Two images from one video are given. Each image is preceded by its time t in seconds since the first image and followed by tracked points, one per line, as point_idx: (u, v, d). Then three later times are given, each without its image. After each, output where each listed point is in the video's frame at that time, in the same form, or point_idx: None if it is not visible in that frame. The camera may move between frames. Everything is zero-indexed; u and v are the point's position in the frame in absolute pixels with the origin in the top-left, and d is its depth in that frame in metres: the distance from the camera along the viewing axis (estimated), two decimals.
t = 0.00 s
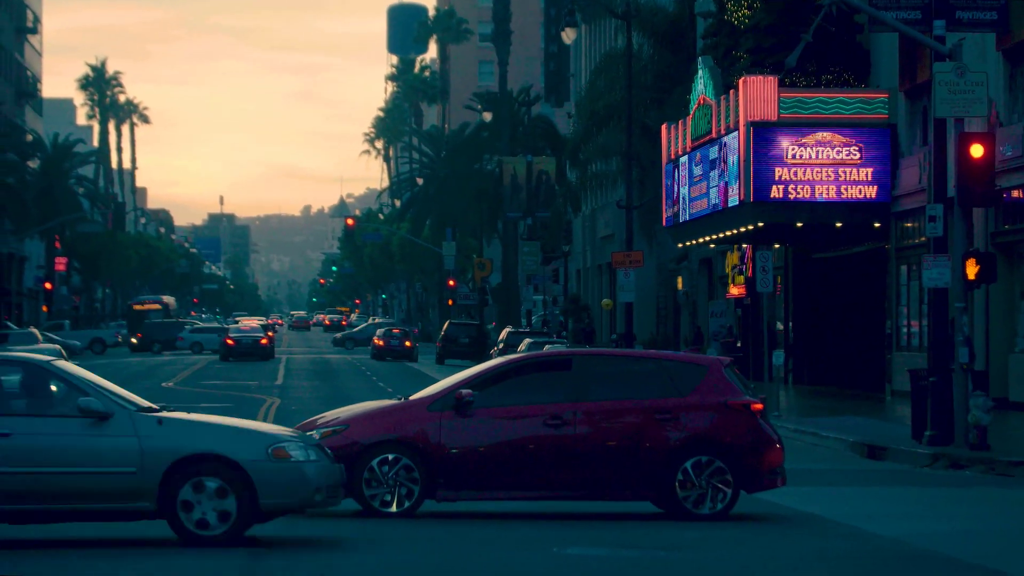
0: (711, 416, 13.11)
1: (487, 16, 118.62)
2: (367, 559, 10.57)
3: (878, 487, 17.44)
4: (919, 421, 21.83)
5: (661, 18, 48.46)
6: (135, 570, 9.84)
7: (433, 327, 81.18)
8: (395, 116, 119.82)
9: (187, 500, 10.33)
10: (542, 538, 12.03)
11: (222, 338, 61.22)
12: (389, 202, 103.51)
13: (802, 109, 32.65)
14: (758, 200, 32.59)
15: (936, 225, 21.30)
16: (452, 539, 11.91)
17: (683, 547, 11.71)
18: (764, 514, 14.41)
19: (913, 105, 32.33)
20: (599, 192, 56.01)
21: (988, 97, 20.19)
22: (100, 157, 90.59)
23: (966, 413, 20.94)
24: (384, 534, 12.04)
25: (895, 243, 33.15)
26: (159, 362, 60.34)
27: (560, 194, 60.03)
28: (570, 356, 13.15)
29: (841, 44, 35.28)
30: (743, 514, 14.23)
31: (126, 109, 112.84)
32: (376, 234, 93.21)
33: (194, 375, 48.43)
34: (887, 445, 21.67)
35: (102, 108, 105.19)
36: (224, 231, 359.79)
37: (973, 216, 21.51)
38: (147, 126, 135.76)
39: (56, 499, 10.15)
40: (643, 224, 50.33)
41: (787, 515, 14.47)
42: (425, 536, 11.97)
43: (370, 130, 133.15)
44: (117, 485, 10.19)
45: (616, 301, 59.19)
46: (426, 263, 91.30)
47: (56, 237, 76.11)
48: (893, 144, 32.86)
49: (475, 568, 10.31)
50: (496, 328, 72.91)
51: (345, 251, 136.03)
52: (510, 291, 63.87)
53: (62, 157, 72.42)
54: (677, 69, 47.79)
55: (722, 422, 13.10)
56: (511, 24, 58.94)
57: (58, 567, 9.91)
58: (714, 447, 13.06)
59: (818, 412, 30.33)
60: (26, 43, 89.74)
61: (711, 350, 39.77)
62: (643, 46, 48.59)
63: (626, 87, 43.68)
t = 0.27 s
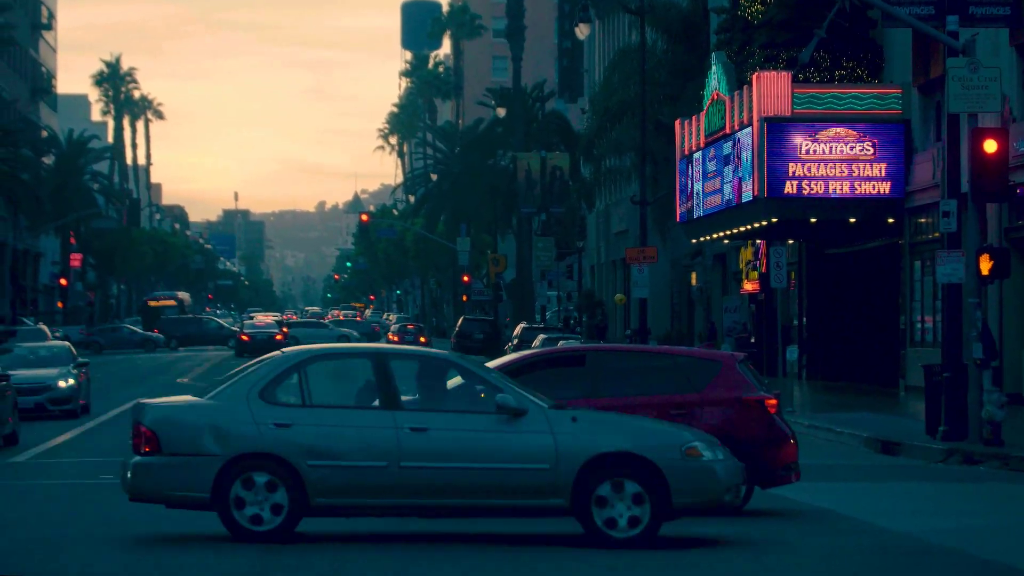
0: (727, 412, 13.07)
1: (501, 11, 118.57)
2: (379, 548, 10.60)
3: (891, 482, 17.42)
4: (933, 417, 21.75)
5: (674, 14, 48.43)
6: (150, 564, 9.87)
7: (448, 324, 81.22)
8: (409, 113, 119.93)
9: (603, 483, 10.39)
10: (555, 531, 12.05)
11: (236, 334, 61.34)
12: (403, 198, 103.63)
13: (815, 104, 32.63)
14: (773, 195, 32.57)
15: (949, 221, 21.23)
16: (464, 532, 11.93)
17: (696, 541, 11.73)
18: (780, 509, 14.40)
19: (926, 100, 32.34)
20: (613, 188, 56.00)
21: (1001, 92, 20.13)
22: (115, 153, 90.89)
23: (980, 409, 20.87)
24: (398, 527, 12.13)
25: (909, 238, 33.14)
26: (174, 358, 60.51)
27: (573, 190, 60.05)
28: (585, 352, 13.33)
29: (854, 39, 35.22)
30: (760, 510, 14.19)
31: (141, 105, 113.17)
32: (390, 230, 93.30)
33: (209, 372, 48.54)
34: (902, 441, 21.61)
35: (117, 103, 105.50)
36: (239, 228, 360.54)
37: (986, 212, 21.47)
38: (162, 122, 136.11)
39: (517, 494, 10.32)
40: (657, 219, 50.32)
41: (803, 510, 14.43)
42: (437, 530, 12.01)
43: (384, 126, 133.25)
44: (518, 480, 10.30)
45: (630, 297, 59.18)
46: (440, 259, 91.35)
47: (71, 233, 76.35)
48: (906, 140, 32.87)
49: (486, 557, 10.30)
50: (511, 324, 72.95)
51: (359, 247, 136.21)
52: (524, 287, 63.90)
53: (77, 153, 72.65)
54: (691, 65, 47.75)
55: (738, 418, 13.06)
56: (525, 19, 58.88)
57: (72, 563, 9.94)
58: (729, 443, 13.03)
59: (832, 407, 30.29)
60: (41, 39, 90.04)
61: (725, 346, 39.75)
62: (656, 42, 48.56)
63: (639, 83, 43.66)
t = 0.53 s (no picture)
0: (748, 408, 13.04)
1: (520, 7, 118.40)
2: (398, 552, 10.65)
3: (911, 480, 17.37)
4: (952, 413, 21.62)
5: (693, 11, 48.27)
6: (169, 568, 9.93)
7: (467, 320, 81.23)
8: (428, 109, 119.94)
9: (1014, 493, 10.89)
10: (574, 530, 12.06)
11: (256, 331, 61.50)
12: (422, 195, 103.66)
13: (835, 100, 32.66)
14: (790, 191, 32.43)
15: (968, 217, 21.09)
16: (482, 532, 11.97)
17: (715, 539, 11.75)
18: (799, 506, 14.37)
19: (946, 97, 31.92)
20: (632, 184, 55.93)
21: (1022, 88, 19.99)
22: (134, 150, 91.12)
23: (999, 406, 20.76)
24: (417, 527, 12.17)
25: (928, 234, 32.95)
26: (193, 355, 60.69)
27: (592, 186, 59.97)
28: (604, 348, 13.15)
29: (874, 35, 35.12)
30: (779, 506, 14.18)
31: (160, 101, 113.44)
32: (409, 227, 93.35)
33: (228, 368, 48.72)
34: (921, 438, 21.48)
35: (136, 100, 105.78)
36: (258, 224, 361.30)
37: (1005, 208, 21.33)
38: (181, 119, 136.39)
39: (828, 494, 10.71)
40: (676, 215, 50.25)
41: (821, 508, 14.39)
42: (457, 529, 12.06)
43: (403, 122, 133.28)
44: (928, 480, 10.79)
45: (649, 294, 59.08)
46: (459, 255, 91.37)
47: (90, 230, 76.63)
48: (925, 137, 32.58)
49: (503, 560, 10.30)
50: (529, 320, 72.94)
51: (379, 243, 136.29)
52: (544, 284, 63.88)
53: (97, 150, 72.88)
54: (709, 61, 47.60)
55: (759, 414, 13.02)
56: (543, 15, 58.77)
57: (88, 566, 10.01)
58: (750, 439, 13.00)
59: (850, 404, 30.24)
60: (61, 36, 90.33)
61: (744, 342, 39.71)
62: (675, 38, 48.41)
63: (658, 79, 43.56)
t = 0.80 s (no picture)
0: (768, 406, 13.17)
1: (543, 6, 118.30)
2: (428, 548, 10.81)
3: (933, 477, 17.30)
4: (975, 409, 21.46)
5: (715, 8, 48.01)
6: (197, 565, 10.00)
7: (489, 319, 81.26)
8: (450, 107, 120.05)
9: None
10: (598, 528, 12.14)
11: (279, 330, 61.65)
12: (445, 193, 103.69)
13: (857, 99, 32.54)
14: (814, 189, 32.39)
15: (991, 215, 20.95)
16: (507, 529, 12.03)
17: (740, 537, 11.73)
18: (820, 504, 14.41)
19: (967, 95, 31.79)
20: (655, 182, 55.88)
21: None
22: (157, 148, 91.45)
23: None
24: (440, 524, 12.23)
25: (950, 232, 32.77)
26: (217, 353, 60.89)
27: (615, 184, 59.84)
28: (626, 347, 13.20)
29: (896, 33, 34.96)
30: (801, 504, 14.23)
31: (183, 100, 113.82)
32: (432, 226, 93.44)
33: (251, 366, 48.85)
34: (943, 436, 21.40)
35: (159, 98, 106.17)
36: (282, 222, 362.51)
37: None
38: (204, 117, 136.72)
39: None
40: (698, 214, 50.13)
41: (843, 505, 14.41)
42: (480, 527, 12.04)
43: (426, 121, 133.49)
44: None
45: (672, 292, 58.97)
46: (481, 253, 91.41)
47: (114, 228, 76.95)
48: (948, 135, 32.37)
49: (530, 557, 10.38)
50: (552, 319, 72.93)
51: (402, 242, 136.48)
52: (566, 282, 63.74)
53: (120, 149, 73.19)
54: (732, 59, 47.40)
55: (779, 412, 13.17)
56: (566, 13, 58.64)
57: (116, 564, 10.07)
58: (770, 437, 13.14)
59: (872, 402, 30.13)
60: (84, 35, 90.75)
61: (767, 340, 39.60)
62: (698, 36, 48.17)
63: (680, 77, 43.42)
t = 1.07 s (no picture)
0: (793, 407, 13.13)
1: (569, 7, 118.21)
2: (457, 550, 10.88)
3: (958, 478, 17.22)
4: (1001, 410, 21.34)
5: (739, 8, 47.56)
6: (225, 565, 10.04)
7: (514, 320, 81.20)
8: (476, 109, 120.16)
9: None
10: (623, 530, 12.12)
11: (305, 331, 61.80)
12: (471, 195, 103.78)
13: (882, 99, 32.39)
14: (840, 190, 32.24)
15: (1018, 215, 20.82)
16: (532, 530, 12.03)
17: (766, 538, 11.68)
18: (845, 504, 14.36)
19: (993, 96, 31.58)
20: (680, 183, 55.75)
21: None
22: (183, 150, 91.82)
23: None
24: (465, 525, 12.23)
25: (976, 233, 32.55)
26: (244, 355, 61.09)
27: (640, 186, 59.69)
28: (651, 348, 13.15)
29: (921, 34, 34.77)
30: (826, 505, 14.19)
31: (209, 102, 114.23)
32: (457, 227, 93.50)
33: (277, 368, 48.99)
34: (969, 436, 21.28)
35: (185, 100, 106.61)
36: (308, 223, 363.59)
37: None
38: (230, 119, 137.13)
39: None
40: (724, 215, 49.99)
41: (869, 507, 14.36)
42: (505, 528, 12.04)
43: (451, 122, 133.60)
44: None
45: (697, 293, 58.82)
46: (507, 254, 91.39)
47: (140, 230, 77.31)
48: (973, 136, 32.20)
49: (556, 559, 10.38)
50: (578, 320, 72.88)
51: (427, 243, 136.65)
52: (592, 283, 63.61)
53: (145, 150, 73.53)
54: (758, 61, 47.12)
55: (804, 413, 13.13)
56: (592, 13, 58.50)
57: (143, 565, 10.11)
58: (796, 438, 13.09)
59: (898, 403, 30.01)
60: (110, 37, 91.19)
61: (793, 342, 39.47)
62: (724, 37, 47.88)
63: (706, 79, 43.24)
